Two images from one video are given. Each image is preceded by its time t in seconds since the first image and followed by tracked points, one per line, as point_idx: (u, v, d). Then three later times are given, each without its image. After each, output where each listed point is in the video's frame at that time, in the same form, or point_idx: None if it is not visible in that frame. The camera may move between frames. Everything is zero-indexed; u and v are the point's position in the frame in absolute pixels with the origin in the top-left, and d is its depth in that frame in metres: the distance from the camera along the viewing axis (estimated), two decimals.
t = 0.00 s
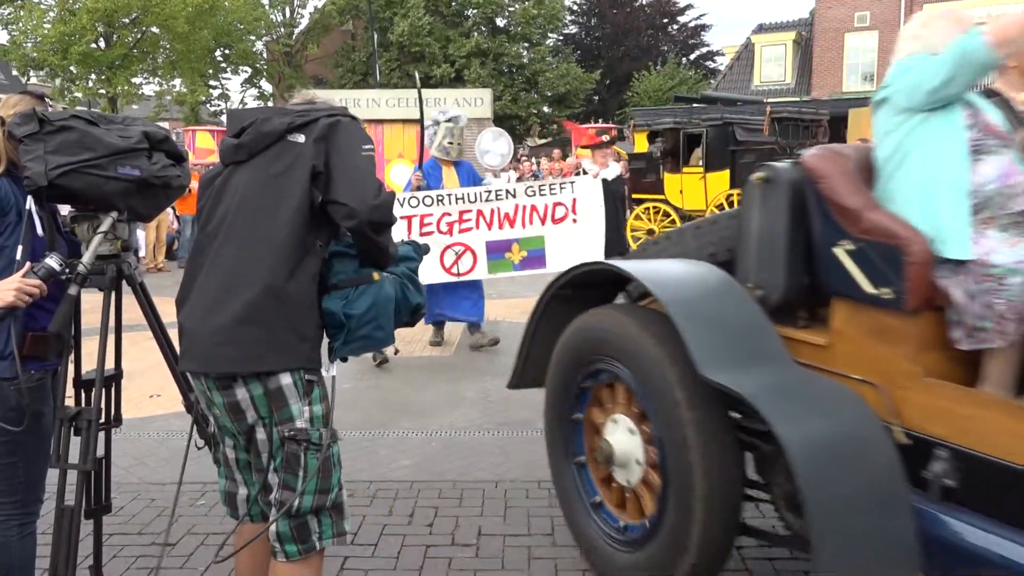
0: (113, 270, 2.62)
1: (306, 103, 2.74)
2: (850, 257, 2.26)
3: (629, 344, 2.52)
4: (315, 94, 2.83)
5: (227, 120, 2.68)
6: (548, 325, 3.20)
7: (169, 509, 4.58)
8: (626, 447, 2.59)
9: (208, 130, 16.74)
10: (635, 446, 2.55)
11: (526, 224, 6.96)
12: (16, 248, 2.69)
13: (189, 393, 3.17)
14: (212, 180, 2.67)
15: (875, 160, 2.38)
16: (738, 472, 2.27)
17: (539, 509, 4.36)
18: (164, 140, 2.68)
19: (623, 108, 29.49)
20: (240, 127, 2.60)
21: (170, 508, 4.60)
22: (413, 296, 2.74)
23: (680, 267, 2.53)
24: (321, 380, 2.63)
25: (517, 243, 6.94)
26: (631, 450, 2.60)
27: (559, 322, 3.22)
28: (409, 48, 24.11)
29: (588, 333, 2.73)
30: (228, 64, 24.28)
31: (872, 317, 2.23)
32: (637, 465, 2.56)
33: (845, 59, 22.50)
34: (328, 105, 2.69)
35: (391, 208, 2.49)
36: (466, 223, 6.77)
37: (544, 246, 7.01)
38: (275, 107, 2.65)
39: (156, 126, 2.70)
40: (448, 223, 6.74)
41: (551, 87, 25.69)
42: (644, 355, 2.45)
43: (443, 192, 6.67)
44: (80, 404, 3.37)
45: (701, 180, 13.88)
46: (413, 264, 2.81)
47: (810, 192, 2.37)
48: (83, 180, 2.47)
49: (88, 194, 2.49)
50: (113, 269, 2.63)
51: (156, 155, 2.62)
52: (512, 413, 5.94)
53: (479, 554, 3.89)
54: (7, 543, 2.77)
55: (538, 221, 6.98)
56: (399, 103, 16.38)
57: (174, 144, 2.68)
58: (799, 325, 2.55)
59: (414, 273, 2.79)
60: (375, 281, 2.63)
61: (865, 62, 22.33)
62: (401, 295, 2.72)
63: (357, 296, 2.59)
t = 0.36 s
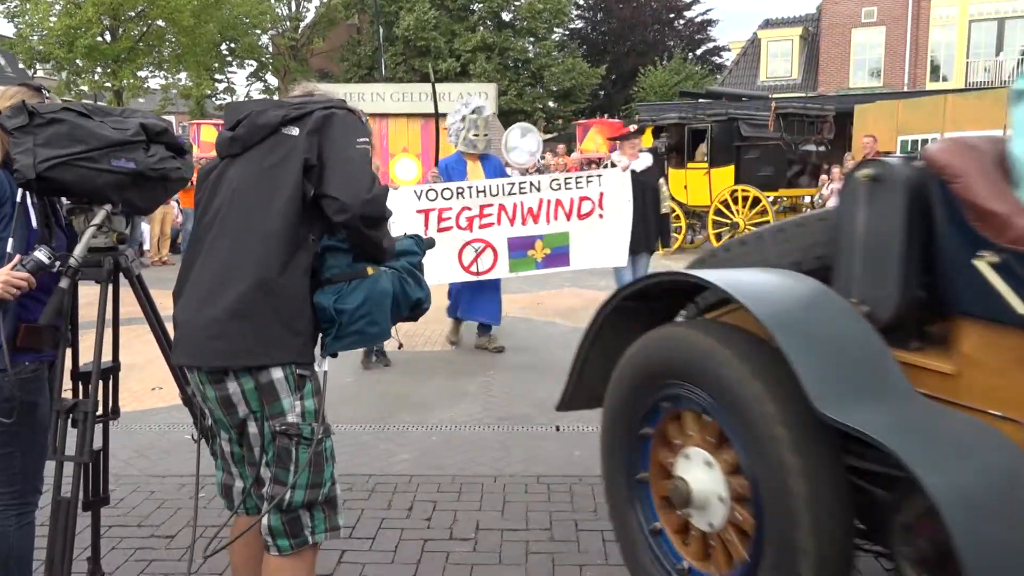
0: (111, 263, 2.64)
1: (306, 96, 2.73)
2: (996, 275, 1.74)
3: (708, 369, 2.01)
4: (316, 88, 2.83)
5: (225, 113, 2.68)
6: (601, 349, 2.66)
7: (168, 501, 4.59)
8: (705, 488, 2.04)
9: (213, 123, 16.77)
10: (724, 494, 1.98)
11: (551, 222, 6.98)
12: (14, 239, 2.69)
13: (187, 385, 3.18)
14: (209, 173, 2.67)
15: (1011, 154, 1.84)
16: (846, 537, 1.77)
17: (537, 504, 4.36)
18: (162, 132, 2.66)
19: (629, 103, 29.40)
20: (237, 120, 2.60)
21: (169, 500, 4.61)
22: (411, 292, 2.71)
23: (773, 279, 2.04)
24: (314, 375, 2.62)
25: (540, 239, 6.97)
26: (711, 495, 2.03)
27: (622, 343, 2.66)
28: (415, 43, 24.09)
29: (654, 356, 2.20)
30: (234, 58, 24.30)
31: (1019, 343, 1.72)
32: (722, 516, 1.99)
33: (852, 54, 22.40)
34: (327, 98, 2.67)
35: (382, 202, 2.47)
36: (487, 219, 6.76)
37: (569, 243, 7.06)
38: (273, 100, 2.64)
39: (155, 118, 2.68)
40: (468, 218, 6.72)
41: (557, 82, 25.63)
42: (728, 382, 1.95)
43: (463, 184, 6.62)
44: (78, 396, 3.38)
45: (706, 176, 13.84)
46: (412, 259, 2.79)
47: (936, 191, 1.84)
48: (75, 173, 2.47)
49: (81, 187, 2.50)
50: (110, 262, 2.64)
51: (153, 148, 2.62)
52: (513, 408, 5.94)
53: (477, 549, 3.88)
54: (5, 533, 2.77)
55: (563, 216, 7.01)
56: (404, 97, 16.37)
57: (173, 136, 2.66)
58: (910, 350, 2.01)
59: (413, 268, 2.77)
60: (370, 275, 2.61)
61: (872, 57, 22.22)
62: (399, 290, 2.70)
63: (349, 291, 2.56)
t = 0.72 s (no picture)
0: (113, 256, 2.66)
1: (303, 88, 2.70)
2: None
3: (817, 404, 1.82)
4: (313, 80, 2.80)
5: (222, 105, 2.66)
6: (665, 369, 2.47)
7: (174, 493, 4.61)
8: (807, 537, 1.87)
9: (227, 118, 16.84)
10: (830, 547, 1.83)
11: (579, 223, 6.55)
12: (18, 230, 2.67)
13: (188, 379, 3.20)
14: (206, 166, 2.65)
15: None
16: None
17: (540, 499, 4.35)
18: (166, 125, 2.68)
19: (643, 98, 29.26)
20: (233, 113, 2.57)
21: (176, 491, 4.63)
22: (410, 286, 2.68)
23: (887, 294, 1.86)
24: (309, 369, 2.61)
25: (568, 244, 6.55)
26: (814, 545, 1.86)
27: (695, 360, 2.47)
28: (430, 37, 24.07)
29: (747, 380, 2.02)
30: (249, 52, 24.35)
31: None
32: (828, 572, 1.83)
33: (869, 48, 22.18)
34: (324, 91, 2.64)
35: (375, 196, 2.43)
36: (512, 221, 6.46)
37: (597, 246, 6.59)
38: (270, 93, 2.62)
39: (157, 111, 2.70)
40: (492, 220, 6.42)
41: (572, 77, 25.54)
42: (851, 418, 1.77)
43: (488, 183, 6.36)
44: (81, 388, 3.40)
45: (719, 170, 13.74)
46: (413, 253, 2.76)
47: None
48: (71, 165, 2.47)
49: (77, 180, 2.50)
50: (112, 255, 2.66)
51: (154, 141, 2.63)
52: (519, 402, 5.92)
53: (478, 543, 3.88)
54: (7, 521, 2.80)
55: (593, 219, 6.54)
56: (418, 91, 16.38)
57: (176, 129, 2.68)
58: None
59: (414, 261, 2.74)
60: (365, 269, 2.57)
61: (890, 52, 21.99)
62: (398, 285, 2.67)
63: (343, 285, 2.53)
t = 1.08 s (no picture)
0: (125, 249, 2.66)
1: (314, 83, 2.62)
2: None
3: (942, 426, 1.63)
4: (323, 75, 2.72)
5: (228, 99, 2.60)
6: (766, 393, 2.19)
7: (189, 484, 4.64)
8: None
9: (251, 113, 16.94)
10: None
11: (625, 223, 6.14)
12: (33, 220, 2.70)
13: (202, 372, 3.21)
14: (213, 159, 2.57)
15: None
16: None
17: (550, 494, 4.32)
18: (179, 119, 2.67)
19: (665, 94, 29.06)
20: (239, 107, 2.51)
21: (190, 484, 4.64)
22: (418, 279, 2.58)
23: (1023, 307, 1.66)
24: (312, 360, 2.54)
25: (613, 243, 6.13)
26: None
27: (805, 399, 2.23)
28: (452, 33, 24.06)
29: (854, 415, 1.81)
30: (273, 48, 24.46)
31: None
32: None
33: (895, 42, 21.88)
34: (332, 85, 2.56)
35: (377, 188, 2.34)
36: (554, 220, 6.05)
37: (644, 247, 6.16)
38: (278, 86, 2.55)
39: (170, 106, 2.70)
40: (533, 220, 6.01)
41: (594, 72, 25.43)
42: None
43: (527, 179, 5.94)
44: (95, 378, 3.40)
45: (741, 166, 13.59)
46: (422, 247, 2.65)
47: None
48: (75, 159, 2.49)
49: (83, 174, 2.51)
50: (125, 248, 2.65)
51: (166, 135, 2.63)
52: (534, 398, 5.86)
53: (487, 536, 3.87)
54: (23, 508, 2.82)
55: (638, 217, 6.13)
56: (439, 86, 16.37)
57: (188, 122, 2.66)
58: None
59: (423, 255, 2.63)
60: (370, 262, 2.48)
61: (917, 47, 21.67)
62: (406, 278, 2.57)
63: (347, 277, 2.44)
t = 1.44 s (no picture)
0: (141, 245, 2.63)
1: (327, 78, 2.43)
2: None
3: None
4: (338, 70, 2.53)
5: (239, 96, 2.44)
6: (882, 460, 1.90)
7: (205, 478, 4.54)
8: None
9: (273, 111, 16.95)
10: None
11: (680, 228, 5.25)
12: (48, 217, 2.70)
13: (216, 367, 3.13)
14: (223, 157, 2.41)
15: None
16: None
17: (564, 492, 4.10)
18: (193, 117, 2.64)
19: (686, 93, 28.89)
20: (247, 103, 2.34)
21: (205, 476, 4.56)
22: (430, 276, 2.37)
23: None
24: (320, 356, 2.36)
25: (663, 249, 5.26)
26: None
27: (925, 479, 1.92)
28: (472, 32, 24.02)
29: None
30: (294, 49, 24.53)
31: None
32: None
33: (920, 40, 21.66)
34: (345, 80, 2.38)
35: (384, 184, 2.15)
36: (600, 223, 5.20)
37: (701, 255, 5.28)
38: (289, 83, 2.38)
39: (184, 105, 2.67)
40: (578, 223, 5.17)
41: (614, 71, 25.26)
42: None
43: (573, 179, 5.11)
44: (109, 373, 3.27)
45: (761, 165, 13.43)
46: (435, 243, 2.44)
47: None
48: (84, 158, 2.46)
49: (92, 172, 2.48)
50: (140, 244, 2.63)
51: (179, 133, 2.60)
52: (550, 395, 5.75)
53: (498, 534, 3.65)
54: (39, 499, 2.73)
55: (692, 221, 5.24)
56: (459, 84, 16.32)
57: (203, 121, 2.64)
58: None
59: (436, 252, 2.42)
60: (378, 258, 2.28)
61: (942, 45, 21.46)
62: (417, 275, 2.36)
63: (354, 274, 2.24)
